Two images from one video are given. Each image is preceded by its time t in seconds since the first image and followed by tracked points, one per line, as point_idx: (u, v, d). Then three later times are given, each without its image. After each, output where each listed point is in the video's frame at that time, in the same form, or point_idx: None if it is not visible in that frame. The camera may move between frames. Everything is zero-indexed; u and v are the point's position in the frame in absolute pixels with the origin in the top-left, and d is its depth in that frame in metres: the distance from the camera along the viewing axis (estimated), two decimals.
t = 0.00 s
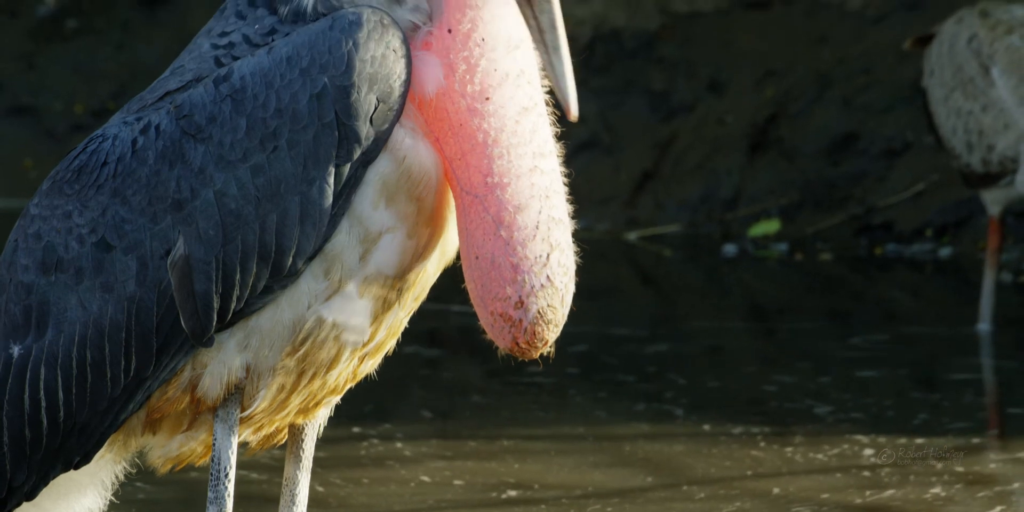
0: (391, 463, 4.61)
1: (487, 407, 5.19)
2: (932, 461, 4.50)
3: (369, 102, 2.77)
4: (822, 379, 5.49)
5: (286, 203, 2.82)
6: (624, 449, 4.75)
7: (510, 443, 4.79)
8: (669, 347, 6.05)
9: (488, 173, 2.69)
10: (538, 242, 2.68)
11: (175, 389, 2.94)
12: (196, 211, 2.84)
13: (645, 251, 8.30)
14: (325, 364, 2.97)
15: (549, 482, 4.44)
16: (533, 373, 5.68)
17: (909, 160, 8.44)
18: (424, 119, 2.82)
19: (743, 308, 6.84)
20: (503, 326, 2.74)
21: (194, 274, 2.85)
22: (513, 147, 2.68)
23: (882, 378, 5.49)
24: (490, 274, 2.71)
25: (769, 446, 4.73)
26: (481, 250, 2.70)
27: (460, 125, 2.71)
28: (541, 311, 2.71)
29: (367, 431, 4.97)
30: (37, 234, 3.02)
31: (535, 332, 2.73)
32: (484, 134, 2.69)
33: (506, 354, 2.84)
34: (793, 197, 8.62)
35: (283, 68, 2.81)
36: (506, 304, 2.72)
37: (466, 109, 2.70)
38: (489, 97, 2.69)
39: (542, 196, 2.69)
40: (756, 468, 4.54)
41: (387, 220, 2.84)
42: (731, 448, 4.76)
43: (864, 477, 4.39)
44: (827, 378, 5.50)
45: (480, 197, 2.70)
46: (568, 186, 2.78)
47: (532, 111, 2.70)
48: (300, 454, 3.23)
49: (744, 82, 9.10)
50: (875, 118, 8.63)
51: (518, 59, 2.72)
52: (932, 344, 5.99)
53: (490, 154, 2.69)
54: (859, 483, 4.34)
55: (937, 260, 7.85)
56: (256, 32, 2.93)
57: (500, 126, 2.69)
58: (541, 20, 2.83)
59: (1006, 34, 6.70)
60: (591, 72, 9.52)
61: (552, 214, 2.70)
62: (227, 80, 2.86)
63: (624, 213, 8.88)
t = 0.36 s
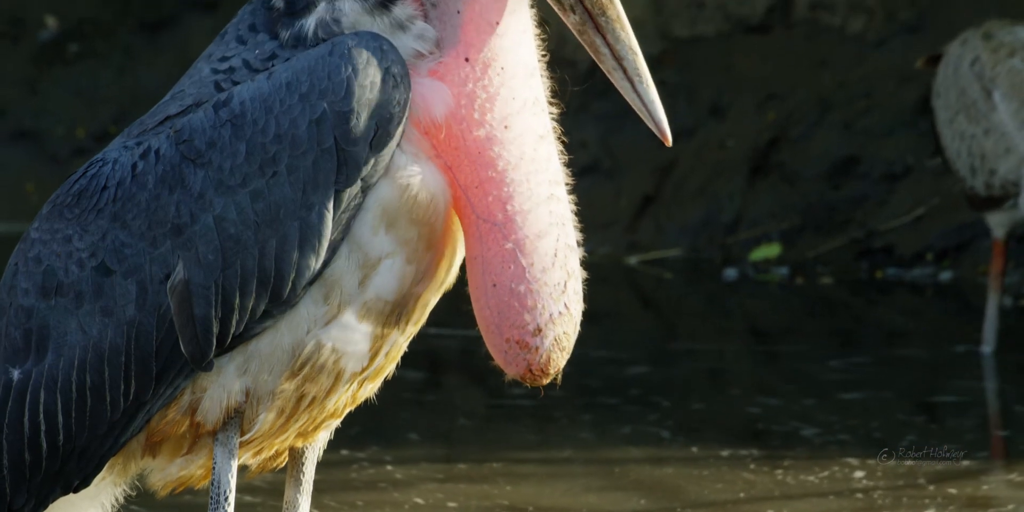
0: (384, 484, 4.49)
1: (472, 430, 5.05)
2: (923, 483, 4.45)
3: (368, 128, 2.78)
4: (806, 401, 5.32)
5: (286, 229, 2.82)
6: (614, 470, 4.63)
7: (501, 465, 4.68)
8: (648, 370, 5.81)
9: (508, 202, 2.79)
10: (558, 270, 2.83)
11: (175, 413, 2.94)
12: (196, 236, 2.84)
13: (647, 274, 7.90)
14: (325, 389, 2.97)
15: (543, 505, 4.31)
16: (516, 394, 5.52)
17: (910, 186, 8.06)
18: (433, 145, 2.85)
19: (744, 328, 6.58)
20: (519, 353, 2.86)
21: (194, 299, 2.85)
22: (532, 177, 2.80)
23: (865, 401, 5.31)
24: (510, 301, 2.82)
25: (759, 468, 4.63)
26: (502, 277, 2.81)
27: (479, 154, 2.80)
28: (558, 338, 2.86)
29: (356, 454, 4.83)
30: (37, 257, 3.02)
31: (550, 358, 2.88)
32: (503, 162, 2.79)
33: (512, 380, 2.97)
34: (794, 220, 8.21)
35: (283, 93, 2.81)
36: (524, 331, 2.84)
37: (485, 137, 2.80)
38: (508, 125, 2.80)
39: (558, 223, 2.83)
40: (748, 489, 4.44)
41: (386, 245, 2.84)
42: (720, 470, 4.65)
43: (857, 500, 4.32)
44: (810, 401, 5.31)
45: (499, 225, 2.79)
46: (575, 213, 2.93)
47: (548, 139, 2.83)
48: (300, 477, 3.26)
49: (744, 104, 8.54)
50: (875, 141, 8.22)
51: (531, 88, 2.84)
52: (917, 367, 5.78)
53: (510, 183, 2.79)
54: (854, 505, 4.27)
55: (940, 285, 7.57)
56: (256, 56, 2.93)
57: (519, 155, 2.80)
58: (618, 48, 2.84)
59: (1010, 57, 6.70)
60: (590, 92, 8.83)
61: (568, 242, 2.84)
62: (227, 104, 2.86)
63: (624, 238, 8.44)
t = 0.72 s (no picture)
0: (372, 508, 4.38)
1: (456, 454, 4.95)
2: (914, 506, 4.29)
3: (368, 153, 2.79)
4: (788, 423, 5.25)
5: (286, 253, 2.82)
6: (602, 495, 4.50)
7: (489, 490, 4.55)
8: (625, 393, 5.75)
9: (523, 227, 2.82)
10: (575, 291, 2.87)
11: (174, 437, 2.95)
12: (196, 261, 2.84)
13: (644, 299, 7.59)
14: (324, 413, 2.99)
15: None
16: (498, 418, 5.39)
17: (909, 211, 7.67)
18: (439, 171, 2.86)
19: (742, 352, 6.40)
20: (541, 377, 2.90)
21: (193, 324, 2.85)
22: (545, 200, 2.83)
23: (845, 425, 5.21)
24: (531, 326, 2.86)
25: (745, 491, 4.52)
26: (522, 302, 2.84)
27: (490, 181, 2.82)
28: (578, 358, 2.91)
29: (341, 477, 4.75)
30: (36, 283, 3.02)
31: (570, 378, 2.92)
32: (516, 188, 2.82)
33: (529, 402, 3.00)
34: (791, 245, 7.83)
35: (283, 118, 2.82)
36: (545, 354, 2.88)
37: (497, 164, 2.82)
38: (518, 150, 2.83)
39: (573, 244, 2.86)
40: None
41: (388, 269, 2.86)
42: (705, 494, 4.54)
43: None
44: (793, 423, 5.25)
45: (515, 250, 2.83)
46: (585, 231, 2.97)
47: (557, 162, 2.87)
48: (298, 501, 3.27)
49: (743, 128, 8.21)
50: (874, 168, 7.84)
51: (538, 112, 2.87)
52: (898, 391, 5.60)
53: (523, 208, 2.83)
54: None
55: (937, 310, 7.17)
56: (256, 81, 2.93)
57: (531, 179, 2.83)
58: (630, 65, 2.87)
59: (1023, 75, 6.71)
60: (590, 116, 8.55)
61: (582, 263, 2.89)
62: (227, 129, 2.87)
63: (622, 261, 8.10)
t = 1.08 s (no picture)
0: None
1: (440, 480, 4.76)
2: None
3: (369, 179, 2.79)
4: (773, 448, 5.06)
5: (286, 279, 2.83)
6: None
7: None
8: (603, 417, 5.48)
9: (519, 253, 2.82)
10: (568, 321, 2.87)
11: (175, 464, 2.96)
12: (196, 287, 2.85)
13: (647, 326, 7.22)
14: (324, 439, 2.99)
15: None
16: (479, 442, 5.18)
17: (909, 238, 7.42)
18: (438, 196, 2.86)
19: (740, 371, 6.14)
20: (529, 405, 2.90)
21: (194, 350, 2.86)
22: (542, 227, 2.84)
23: (831, 449, 5.04)
24: (521, 354, 2.86)
25: None
26: (512, 329, 2.84)
27: (487, 206, 2.82)
28: (567, 388, 2.91)
29: (329, 503, 4.58)
30: (36, 309, 3.03)
31: (558, 408, 2.92)
32: (512, 214, 2.83)
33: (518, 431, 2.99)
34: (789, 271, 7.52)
35: (284, 144, 2.82)
36: (534, 382, 2.88)
37: (494, 190, 2.82)
38: (516, 177, 2.83)
39: (566, 274, 2.87)
40: None
41: (387, 295, 2.87)
42: None
43: None
44: (777, 448, 5.06)
45: (509, 276, 2.83)
46: (580, 259, 2.98)
47: (554, 190, 2.88)
48: None
49: (742, 156, 7.71)
50: (875, 194, 7.53)
51: (537, 139, 2.88)
52: (881, 411, 5.47)
53: (519, 235, 2.83)
54: None
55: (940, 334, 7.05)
56: (256, 107, 2.94)
57: (528, 206, 2.84)
58: (634, 89, 2.88)
59: None
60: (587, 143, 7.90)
61: (576, 293, 2.89)
62: (227, 155, 2.88)
63: (622, 288, 7.69)
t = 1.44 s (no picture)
0: None
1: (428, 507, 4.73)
2: None
3: (368, 206, 2.80)
4: (757, 474, 5.02)
5: (286, 306, 2.84)
6: None
7: None
8: (585, 442, 5.43)
9: (515, 281, 2.83)
10: (563, 350, 2.88)
11: (175, 491, 3.00)
12: (196, 314, 2.87)
13: (646, 355, 6.74)
14: (324, 467, 3.00)
15: None
16: (462, 468, 5.12)
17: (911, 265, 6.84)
18: (438, 223, 2.87)
19: (733, 391, 6.11)
20: (523, 433, 2.91)
21: (194, 377, 2.88)
22: (539, 255, 2.85)
23: (813, 476, 5.00)
24: (516, 381, 2.87)
25: None
26: (508, 357, 2.85)
27: (485, 233, 2.83)
28: (561, 417, 2.91)
29: None
30: (36, 336, 3.05)
31: (552, 437, 2.93)
32: (510, 242, 2.83)
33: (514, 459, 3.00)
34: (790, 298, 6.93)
35: (283, 171, 2.83)
36: (528, 411, 2.88)
37: (491, 217, 2.83)
38: (514, 205, 2.84)
39: (563, 302, 2.88)
40: None
41: (386, 322, 2.88)
42: None
43: None
44: (761, 474, 5.02)
45: (505, 304, 2.84)
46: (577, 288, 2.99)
47: (552, 218, 2.89)
48: None
49: (743, 184, 7.13)
50: (875, 220, 6.93)
51: (536, 167, 2.89)
52: (864, 438, 5.40)
53: (515, 263, 2.83)
54: None
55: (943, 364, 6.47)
56: (256, 134, 2.95)
57: (526, 234, 2.84)
58: (637, 115, 2.89)
59: None
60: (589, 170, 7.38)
61: (573, 322, 2.90)
62: (227, 183, 2.88)
63: (623, 315, 7.10)
